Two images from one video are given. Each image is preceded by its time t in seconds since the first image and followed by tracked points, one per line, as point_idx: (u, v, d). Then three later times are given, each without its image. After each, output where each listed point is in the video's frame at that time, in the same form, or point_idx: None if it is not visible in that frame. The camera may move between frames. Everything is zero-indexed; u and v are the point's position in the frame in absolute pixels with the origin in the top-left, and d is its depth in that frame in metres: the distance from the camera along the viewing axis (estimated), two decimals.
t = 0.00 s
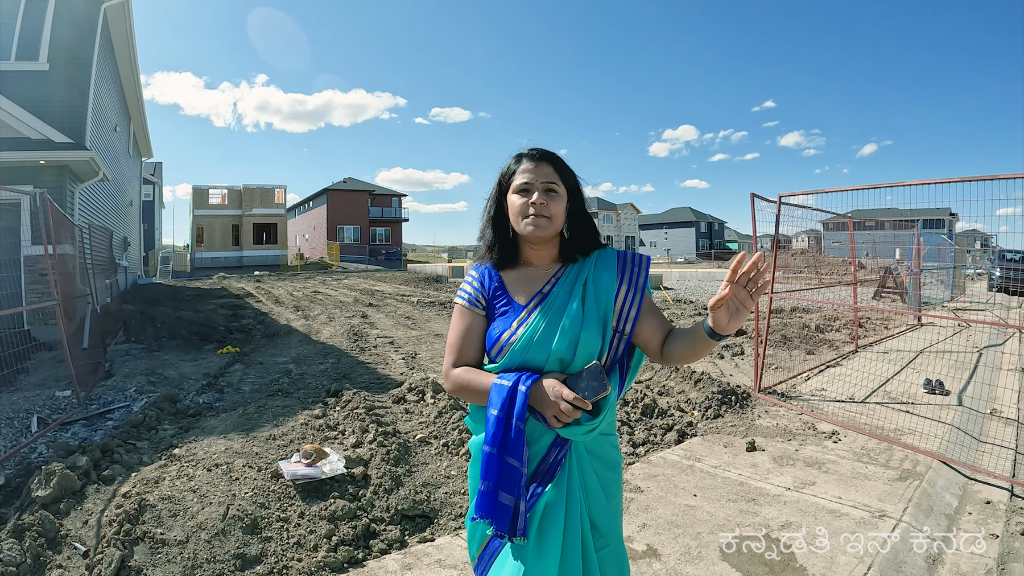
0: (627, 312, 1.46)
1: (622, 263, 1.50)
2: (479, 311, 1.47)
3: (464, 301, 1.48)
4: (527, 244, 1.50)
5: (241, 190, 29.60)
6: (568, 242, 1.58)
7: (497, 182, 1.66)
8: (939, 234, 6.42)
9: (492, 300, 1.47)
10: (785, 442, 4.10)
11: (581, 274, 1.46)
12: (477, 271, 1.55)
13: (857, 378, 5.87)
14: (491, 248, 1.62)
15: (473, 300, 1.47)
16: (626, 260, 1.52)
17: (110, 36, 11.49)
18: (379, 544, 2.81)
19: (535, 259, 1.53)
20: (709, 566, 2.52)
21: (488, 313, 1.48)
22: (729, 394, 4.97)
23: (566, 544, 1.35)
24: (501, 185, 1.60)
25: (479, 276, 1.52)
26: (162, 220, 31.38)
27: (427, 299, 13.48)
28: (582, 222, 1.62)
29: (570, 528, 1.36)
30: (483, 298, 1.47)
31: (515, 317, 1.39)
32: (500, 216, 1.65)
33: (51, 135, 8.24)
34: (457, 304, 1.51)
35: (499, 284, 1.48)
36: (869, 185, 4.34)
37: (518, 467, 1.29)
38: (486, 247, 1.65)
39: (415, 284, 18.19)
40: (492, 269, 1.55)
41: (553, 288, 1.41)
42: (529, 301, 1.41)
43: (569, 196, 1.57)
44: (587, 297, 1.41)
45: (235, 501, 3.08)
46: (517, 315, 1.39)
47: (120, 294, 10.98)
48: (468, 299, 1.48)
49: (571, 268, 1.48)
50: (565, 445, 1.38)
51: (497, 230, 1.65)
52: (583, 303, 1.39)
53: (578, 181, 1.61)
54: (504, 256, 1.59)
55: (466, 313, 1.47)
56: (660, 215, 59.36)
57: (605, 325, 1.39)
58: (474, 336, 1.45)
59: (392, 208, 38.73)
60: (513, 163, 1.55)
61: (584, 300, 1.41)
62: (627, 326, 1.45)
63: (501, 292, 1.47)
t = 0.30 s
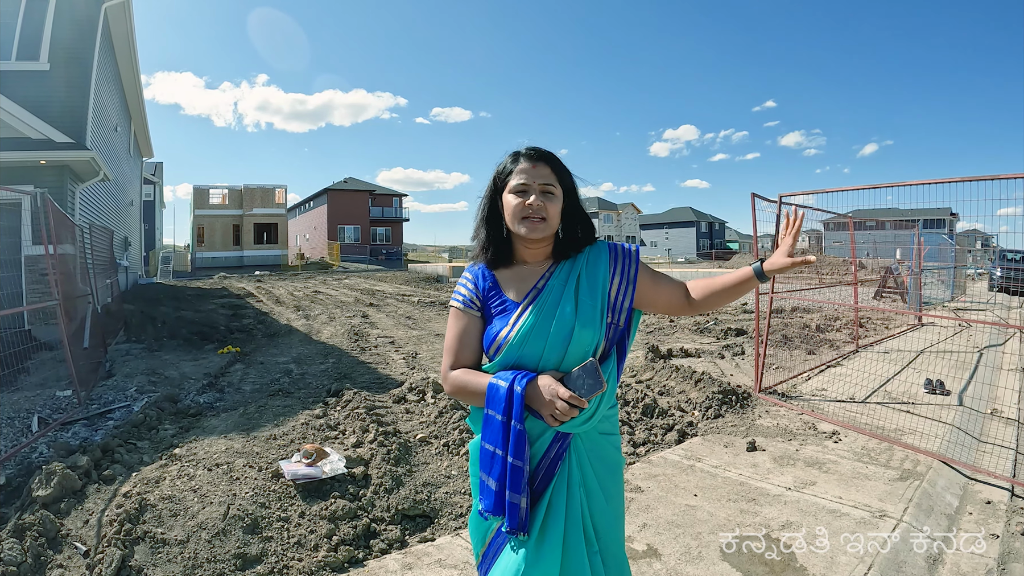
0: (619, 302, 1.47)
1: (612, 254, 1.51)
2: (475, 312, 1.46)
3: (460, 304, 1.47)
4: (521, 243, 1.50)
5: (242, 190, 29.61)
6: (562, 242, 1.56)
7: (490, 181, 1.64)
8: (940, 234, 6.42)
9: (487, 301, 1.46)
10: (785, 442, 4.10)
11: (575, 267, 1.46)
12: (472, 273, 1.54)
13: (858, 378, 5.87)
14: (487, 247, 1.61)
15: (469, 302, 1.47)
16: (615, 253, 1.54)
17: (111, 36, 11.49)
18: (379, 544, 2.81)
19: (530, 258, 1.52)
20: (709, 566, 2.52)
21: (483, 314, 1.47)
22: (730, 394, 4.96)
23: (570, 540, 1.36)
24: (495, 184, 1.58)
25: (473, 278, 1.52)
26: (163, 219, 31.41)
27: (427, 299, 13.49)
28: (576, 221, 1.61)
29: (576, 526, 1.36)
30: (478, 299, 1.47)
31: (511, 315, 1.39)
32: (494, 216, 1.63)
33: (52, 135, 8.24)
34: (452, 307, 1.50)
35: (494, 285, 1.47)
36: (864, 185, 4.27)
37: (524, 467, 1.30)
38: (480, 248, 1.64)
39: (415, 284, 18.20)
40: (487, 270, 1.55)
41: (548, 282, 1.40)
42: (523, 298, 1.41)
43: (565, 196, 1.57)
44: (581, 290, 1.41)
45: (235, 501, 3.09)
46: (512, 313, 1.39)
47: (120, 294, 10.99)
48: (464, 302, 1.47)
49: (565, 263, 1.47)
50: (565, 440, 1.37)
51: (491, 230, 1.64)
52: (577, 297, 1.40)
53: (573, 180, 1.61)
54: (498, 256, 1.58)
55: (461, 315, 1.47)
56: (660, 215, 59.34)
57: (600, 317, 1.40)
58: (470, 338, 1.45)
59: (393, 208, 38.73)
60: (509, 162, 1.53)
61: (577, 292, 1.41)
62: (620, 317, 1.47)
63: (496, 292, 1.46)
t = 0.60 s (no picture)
0: (618, 296, 1.49)
1: (606, 250, 1.53)
2: (475, 317, 1.42)
3: (458, 311, 1.42)
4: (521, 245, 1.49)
5: (243, 190, 29.64)
6: (559, 242, 1.56)
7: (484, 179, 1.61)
8: (940, 234, 6.42)
9: (487, 305, 1.43)
10: (786, 442, 4.10)
11: (574, 266, 1.47)
12: (469, 276, 1.49)
13: (858, 378, 5.87)
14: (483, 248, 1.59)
15: (467, 307, 1.42)
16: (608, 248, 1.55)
17: (112, 36, 11.50)
18: (379, 544, 2.81)
19: (531, 258, 1.51)
20: (709, 566, 2.52)
21: (484, 319, 1.44)
22: (731, 394, 4.96)
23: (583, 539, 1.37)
24: (492, 184, 1.56)
25: (471, 281, 1.47)
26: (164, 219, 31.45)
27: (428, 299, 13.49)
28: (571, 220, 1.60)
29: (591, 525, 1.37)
30: (478, 303, 1.43)
31: (516, 317, 1.37)
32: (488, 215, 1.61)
33: (52, 135, 8.25)
34: (450, 313, 1.45)
35: (494, 288, 1.44)
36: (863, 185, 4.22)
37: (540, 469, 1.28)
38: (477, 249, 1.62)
39: (416, 284, 18.21)
40: (484, 270, 1.53)
41: (549, 280, 1.41)
42: (527, 299, 1.40)
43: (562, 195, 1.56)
44: (583, 288, 1.42)
45: (236, 500, 3.09)
46: (518, 315, 1.38)
47: (121, 294, 11.00)
48: (462, 308, 1.42)
49: (563, 262, 1.48)
50: (580, 437, 1.37)
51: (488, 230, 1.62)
52: (580, 294, 1.41)
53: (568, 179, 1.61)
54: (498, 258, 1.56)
55: (460, 322, 1.43)
56: (661, 215, 59.34)
57: (604, 312, 1.41)
58: (472, 344, 1.41)
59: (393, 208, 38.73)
60: (507, 162, 1.52)
61: (579, 288, 1.42)
62: (621, 312, 1.48)
63: (496, 295, 1.43)
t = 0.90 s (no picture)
0: (623, 298, 1.49)
1: (609, 253, 1.54)
2: (478, 319, 1.42)
3: (460, 313, 1.42)
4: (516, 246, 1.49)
5: (243, 190, 29.67)
6: (561, 247, 1.54)
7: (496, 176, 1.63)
8: (941, 233, 6.42)
9: (489, 307, 1.43)
10: (787, 442, 4.10)
11: (576, 269, 1.47)
12: (470, 277, 1.49)
13: (859, 378, 5.87)
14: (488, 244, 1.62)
15: (469, 308, 1.41)
16: (612, 249, 1.55)
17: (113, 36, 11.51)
18: (380, 544, 2.81)
19: (528, 259, 1.51)
20: (710, 566, 2.52)
21: (487, 321, 1.43)
22: (732, 394, 4.95)
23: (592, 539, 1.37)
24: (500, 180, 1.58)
25: (472, 282, 1.47)
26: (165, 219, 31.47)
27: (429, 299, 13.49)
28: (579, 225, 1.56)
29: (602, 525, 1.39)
30: (479, 305, 1.42)
31: (520, 320, 1.37)
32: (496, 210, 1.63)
33: (53, 135, 8.25)
34: (451, 315, 1.45)
35: (495, 289, 1.44)
36: (862, 185, 4.25)
37: (552, 473, 1.27)
38: (482, 245, 1.65)
39: (416, 284, 18.21)
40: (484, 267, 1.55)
41: (553, 282, 1.41)
42: (530, 302, 1.40)
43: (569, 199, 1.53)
44: (588, 290, 1.42)
45: (237, 500, 3.09)
46: (521, 318, 1.37)
47: (122, 293, 11.01)
48: (463, 309, 1.42)
49: (566, 266, 1.47)
50: (587, 439, 1.37)
51: (494, 229, 1.64)
52: (585, 297, 1.40)
53: (579, 180, 1.57)
54: (498, 256, 1.58)
55: (461, 324, 1.42)
56: (662, 214, 59.27)
57: (609, 315, 1.42)
58: (474, 347, 1.41)
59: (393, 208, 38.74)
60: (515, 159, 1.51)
61: (584, 290, 1.42)
62: (625, 313, 1.48)
63: (498, 297, 1.43)
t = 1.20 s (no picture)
0: (626, 298, 1.49)
1: (612, 252, 1.53)
2: (479, 321, 1.42)
3: (461, 314, 1.42)
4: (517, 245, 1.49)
5: (244, 190, 29.70)
6: (562, 247, 1.54)
7: (496, 174, 1.62)
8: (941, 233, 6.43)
9: (491, 308, 1.43)
10: (787, 442, 4.10)
11: (578, 269, 1.46)
12: (471, 278, 1.50)
13: (860, 378, 5.87)
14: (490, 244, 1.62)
15: (470, 310, 1.42)
16: (615, 249, 1.55)
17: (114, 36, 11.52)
18: (381, 544, 2.81)
19: (529, 259, 1.51)
20: (711, 566, 2.52)
21: (489, 322, 1.44)
22: (732, 394, 4.95)
23: (595, 541, 1.37)
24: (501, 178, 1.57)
25: (473, 283, 1.47)
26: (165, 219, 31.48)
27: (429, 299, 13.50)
28: (581, 223, 1.56)
29: (602, 528, 1.38)
30: (481, 307, 1.42)
31: (522, 321, 1.37)
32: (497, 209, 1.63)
33: (53, 135, 8.25)
34: (452, 316, 1.45)
35: (495, 290, 1.44)
36: (861, 185, 4.25)
37: (552, 476, 1.27)
38: (483, 243, 1.65)
39: (417, 283, 18.22)
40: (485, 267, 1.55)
41: (554, 282, 1.40)
42: (532, 302, 1.40)
43: (570, 198, 1.52)
44: (590, 290, 1.42)
45: (238, 500, 3.09)
46: (523, 319, 1.37)
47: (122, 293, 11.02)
48: (464, 310, 1.42)
49: (568, 266, 1.47)
50: (590, 441, 1.37)
51: (495, 228, 1.63)
52: (588, 297, 1.40)
53: (581, 178, 1.56)
54: (500, 255, 1.58)
55: (463, 325, 1.42)
56: (662, 214, 59.27)
57: (611, 315, 1.41)
58: (476, 348, 1.41)
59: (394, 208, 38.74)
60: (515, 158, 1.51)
61: (586, 291, 1.42)
62: (628, 313, 1.48)
63: (499, 298, 1.43)
